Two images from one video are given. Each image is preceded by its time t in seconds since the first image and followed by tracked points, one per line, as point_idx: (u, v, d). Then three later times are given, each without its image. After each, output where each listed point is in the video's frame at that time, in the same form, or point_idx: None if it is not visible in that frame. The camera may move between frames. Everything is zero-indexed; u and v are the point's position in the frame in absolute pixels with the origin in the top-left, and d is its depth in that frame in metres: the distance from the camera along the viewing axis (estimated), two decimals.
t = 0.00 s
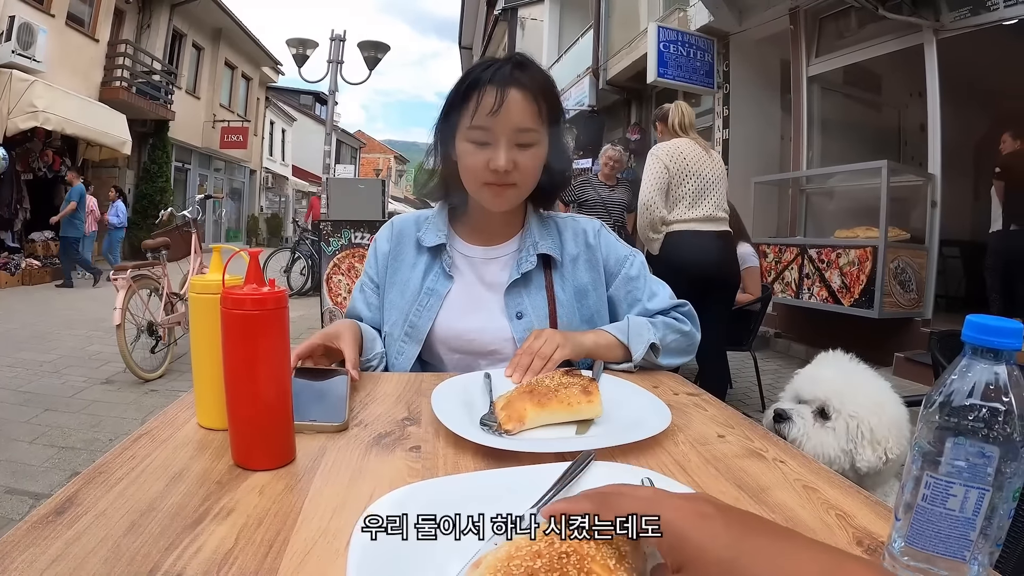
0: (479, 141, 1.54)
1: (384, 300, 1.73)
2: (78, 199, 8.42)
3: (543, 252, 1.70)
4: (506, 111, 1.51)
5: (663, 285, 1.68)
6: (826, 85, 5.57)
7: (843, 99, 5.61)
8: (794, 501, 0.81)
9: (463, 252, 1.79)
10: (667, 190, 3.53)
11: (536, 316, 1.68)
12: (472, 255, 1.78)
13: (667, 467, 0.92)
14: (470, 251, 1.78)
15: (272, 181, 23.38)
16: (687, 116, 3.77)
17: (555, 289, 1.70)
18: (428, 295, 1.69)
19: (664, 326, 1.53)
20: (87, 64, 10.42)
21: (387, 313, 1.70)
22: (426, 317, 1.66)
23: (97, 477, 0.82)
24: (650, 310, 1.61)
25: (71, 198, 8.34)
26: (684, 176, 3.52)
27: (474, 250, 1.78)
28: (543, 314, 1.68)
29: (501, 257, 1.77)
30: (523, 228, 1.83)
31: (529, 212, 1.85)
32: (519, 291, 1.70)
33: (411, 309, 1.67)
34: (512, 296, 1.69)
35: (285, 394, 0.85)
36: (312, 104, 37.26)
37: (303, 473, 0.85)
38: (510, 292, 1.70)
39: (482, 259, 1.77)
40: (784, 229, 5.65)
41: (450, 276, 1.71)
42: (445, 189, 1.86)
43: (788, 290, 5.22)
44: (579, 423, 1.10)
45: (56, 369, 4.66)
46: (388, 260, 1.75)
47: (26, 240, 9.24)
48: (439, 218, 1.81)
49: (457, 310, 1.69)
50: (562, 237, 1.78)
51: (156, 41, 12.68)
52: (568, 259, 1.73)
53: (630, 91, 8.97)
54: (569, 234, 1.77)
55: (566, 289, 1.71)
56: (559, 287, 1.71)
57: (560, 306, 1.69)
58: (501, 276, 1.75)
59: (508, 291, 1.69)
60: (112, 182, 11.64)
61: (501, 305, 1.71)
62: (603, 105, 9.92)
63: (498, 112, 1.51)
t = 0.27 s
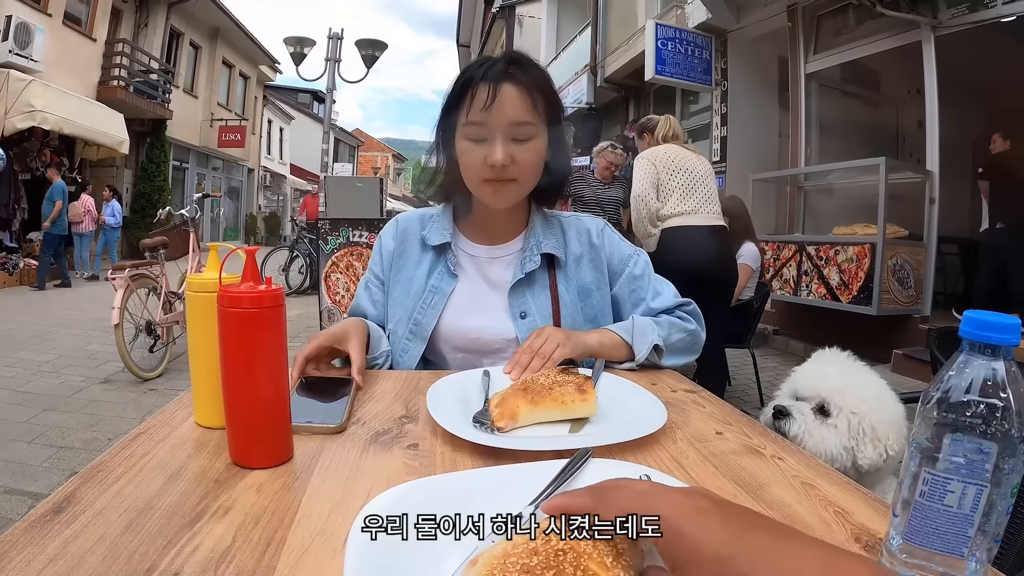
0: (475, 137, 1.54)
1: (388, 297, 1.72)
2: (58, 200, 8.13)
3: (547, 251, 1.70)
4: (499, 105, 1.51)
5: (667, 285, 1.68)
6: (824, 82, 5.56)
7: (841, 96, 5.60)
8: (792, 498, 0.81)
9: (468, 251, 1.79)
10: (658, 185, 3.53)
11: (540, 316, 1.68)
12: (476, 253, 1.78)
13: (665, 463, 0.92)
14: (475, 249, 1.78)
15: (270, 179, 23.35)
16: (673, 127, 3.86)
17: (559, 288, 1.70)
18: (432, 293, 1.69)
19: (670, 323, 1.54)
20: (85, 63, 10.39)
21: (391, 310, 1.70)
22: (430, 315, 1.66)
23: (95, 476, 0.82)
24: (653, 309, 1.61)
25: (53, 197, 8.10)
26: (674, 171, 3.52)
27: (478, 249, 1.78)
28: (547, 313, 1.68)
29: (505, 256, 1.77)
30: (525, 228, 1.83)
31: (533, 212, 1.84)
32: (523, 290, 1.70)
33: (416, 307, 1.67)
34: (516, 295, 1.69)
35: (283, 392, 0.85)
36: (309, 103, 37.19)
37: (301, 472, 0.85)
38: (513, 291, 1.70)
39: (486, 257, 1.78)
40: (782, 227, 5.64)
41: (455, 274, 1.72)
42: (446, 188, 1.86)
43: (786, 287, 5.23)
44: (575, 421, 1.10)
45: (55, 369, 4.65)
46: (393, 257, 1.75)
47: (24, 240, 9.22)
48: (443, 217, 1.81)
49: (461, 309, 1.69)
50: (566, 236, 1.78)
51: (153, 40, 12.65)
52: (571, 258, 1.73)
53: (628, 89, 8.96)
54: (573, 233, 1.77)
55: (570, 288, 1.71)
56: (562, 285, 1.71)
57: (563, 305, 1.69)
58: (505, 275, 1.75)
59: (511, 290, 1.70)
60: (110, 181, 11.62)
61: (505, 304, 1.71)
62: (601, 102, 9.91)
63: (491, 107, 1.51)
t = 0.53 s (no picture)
0: (476, 134, 1.55)
1: (387, 297, 1.72)
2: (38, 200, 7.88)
3: (547, 251, 1.70)
4: (500, 103, 1.52)
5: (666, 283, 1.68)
6: (820, 81, 5.57)
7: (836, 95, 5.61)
8: (788, 496, 0.82)
9: (468, 250, 1.79)
10: (645, 186, 3.58)
11: (540, 315, 1.68)
12: (476, 253, 1.78)
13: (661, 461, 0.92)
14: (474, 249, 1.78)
15: (266, 179, 23.31)
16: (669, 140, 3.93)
17: (558, 288, 1.70)
18: (432, 293, 1.69)
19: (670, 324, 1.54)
20: (81, 63, 10.36)
21: (390, 309, 1.70)
22: (429, 315, 1.67)
23: (91, 476, 0.82)
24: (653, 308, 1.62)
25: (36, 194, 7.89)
26: (661, 173, 3.57)
27: (478, 248, 1.78)
28: (547, 313, 1.68)
29: (505, 256, 1.77)
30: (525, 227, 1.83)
31: (533, 211, 1.85)
32: (523, 290, 1.70)
33: (415, 307, 1.67)
34: (516, 296, 1.70)
35: (278, 391, 0.85)
36: (306, 102, 37.12)
37: (297, 471, 0.85)
38: (513, 291, 1.70)
39: (486, 257, 1.78)
40: (778, 225, 5.66)
41: (454, 275, 1.72)
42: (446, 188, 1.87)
43: (783, 285, 5.24)
44: (571, 421, 1.11)
45: (52, 369, 4.65)
46: (391, 256, 1.75)
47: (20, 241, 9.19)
48: (442, 216, 1.81)
49: (461, 309, 1.69)
50: (565, 236, 1.78)
51: (149, 40, 12.61)
52: (571, 257, 1.73)
53: (624, 87, 8.96)
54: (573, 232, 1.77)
55: (569, 288, 1.71)
56: (562, 284, 1.71)
57: (563, 305, 1.69)
58: (504, 275, 1.75)
59: (511, 290, 1.70)
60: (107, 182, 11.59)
61: (505, 304, 1.71)
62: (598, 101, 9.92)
63: (491, 104, 1.53)
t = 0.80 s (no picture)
0: (469, 110, 1.54)
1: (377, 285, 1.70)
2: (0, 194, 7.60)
3: (535, 241, 1.71)
4: (496, 80, 1.51)
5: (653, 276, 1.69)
6: (811, 72, 5.57)
7: (828, 86, 5.62)
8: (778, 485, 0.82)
9: (458, 242, 1.79)
10: (629, 179, 3.61)
11: (529, 308, 1.67)
12: (465, 245, 1.78)
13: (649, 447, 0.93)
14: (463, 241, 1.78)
15: (257, 173, 23.14)
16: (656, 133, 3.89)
17: (547, 279, 1.71)
18: (423, 281, 1.67)
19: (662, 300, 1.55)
20: (68, 57, 10.23)
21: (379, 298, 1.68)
22: (419, 305, 1.65)
23: (77, 471, 0.81)
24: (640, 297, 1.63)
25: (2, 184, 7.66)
26: (644, 166, 3.57)
27: (467, 239, 1.78)
28: (536, 304, 1.66)
29: (493, 247, 1.78)
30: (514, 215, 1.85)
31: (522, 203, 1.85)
32: (512, 281, 1.70)
33: (406, 296, 1.66)
34: (504, 288, 1.69)
35: (266, 382, 0.85)
36: (296, 96, 36.87)
37: (286, 463, 0.84)
38: (502, 283, 1.70)
39: (474, 248, 1.78)
40: (769, 216, 5.68)
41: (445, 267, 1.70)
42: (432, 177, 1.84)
43: (774, 275, 5.26)
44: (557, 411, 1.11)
45: (43, 366, 4.61)
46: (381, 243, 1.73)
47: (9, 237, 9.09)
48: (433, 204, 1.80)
49: (450, 301, 1.68)
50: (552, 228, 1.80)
51: (137, 32, 12.45)
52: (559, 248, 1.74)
53: (615, 78, 8.93)
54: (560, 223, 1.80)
55: (557, 279, 1.71)
56: (551, 276, 1.71)
57: (551, 298, 1.68)
58: (493, 266, 1.76)
59: (499, 283, 1.70)
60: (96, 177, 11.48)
61: (494, 297, 1.71)
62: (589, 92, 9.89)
63: (488, 80, 1.51)
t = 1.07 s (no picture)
0: (476, 101, 1.55)
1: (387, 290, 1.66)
2: None
3: (535, 247, 1.72)
4: (503, 72, 1.55)
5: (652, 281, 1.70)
6: (810, 71, 5.58)
7: (826, 86, 5.62)
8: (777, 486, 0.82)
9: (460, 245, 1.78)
10: (626, 180, 3.62)
11: (528, 314, 1.67)
12: (466, 247, 1.77)
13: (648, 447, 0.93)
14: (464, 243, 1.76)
15: (256, 173, 23.15)
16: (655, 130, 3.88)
17: (547, 286, 1.72)
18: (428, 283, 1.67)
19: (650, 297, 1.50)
20: (68, 58, 10.22)
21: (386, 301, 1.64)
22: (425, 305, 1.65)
23: (77, 472, 0.81)
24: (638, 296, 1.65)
25: None
26: (641, 165, 3.58)
27: (468, 243, 1.77)
28: (535, 311, 1.67)
29: (493, 252, 1.77)
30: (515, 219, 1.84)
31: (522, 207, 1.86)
32: (512, 287, 1.70)
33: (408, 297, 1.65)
34: (504, 293, 1.69)
35: (265, 383, 0.85)
36: (296, 96, 36.88)
37: (285, 463, 0.84)
38: (501, 289, 1.70)
39: (476, 253, 1.77)
40: (768, 216, 5.69)
41: (450, 270, 1.71)
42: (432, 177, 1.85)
43: (773, 275, 5.26)
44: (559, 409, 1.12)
45: (43, 367, 4.61)
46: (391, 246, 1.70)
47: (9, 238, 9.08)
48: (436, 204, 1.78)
49: (455, 306, 1.68)
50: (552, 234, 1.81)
51: (136, 33, 12.45)
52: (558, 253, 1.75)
53: (614, 79, 8.95)
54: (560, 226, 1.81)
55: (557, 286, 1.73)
56: (552, 283, 1.73)
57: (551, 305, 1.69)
58: (494, 270, 1.76)
59: (499, 289, 1.70)
60: (96, 178, 11.48)
61: (493, 302, 1.71)
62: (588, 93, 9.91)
63: (496, 72, 1.55)
